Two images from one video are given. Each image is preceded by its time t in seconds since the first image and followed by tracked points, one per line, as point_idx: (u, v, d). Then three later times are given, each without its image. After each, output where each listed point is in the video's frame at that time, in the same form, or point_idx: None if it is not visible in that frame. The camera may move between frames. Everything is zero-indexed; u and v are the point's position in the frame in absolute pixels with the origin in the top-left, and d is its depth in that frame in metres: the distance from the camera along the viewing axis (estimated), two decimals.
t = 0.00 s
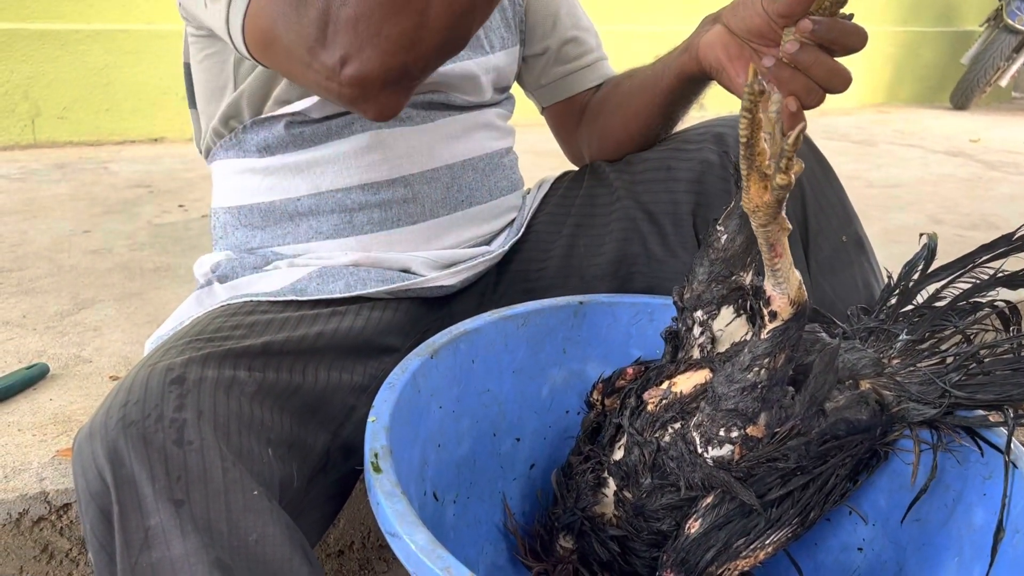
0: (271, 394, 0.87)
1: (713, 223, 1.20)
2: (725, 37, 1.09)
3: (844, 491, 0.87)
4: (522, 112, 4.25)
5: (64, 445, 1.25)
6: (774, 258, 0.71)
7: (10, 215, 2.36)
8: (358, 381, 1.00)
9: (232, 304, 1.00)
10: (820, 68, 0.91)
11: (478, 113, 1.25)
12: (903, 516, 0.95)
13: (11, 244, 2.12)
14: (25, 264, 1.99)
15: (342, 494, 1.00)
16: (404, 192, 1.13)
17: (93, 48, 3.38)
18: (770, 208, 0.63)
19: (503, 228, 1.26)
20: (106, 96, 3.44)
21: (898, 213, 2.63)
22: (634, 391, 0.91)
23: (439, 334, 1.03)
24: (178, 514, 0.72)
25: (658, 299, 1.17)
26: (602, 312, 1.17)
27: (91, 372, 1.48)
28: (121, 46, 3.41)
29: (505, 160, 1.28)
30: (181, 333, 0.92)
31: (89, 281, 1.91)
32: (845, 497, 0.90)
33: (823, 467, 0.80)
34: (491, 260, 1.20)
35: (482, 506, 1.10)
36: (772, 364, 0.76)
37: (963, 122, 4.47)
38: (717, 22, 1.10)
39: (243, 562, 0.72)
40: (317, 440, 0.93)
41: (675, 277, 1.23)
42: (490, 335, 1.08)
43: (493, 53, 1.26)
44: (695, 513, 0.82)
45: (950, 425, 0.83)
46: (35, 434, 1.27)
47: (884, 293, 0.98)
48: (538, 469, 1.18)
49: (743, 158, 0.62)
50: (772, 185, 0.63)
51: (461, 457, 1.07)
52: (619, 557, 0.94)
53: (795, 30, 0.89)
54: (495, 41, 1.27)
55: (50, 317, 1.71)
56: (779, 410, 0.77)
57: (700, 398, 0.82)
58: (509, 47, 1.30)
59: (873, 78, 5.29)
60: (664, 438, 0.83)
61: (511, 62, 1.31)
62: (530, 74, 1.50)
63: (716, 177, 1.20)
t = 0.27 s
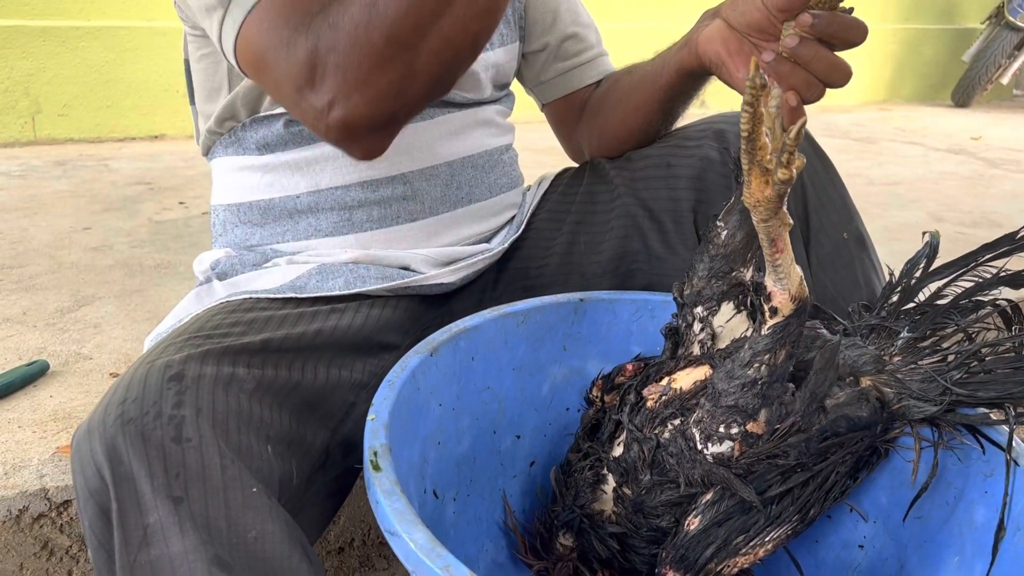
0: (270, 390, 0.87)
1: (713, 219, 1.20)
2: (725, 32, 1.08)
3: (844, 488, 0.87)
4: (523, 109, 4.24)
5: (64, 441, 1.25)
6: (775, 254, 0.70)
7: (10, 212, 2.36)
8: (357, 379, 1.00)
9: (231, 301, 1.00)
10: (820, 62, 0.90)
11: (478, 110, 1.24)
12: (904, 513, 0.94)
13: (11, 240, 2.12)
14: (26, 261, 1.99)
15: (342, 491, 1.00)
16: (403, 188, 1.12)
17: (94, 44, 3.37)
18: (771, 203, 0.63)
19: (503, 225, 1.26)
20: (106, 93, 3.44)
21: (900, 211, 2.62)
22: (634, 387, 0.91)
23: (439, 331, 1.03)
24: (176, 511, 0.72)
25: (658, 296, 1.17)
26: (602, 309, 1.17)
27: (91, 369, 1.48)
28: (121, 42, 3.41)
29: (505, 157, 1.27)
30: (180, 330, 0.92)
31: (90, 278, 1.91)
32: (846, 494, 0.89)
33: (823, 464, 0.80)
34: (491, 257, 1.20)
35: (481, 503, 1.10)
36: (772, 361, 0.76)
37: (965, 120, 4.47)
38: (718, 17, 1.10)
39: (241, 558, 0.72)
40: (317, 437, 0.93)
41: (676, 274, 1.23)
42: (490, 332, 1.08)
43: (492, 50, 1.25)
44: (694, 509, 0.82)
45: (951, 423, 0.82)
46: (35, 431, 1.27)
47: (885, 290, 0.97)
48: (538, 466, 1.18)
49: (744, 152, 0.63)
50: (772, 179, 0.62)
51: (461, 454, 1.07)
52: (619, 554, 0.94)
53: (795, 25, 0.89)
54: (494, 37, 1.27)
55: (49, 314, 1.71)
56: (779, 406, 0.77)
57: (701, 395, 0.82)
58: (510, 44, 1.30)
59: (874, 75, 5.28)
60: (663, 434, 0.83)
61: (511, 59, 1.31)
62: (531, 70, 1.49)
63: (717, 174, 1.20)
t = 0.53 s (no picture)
0: (271, 386, 0.87)
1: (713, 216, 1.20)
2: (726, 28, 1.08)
3: (845, 486, 0.86)
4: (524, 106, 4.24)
5: (64, 438, 1.25)
6: (774, 251, 0.70)
7: (10, 208, 2.36)
8: (359, 375, 1.00)
9: (232, 298, 1.00)
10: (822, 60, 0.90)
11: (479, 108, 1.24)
12: (904, 511, 0.94)
13: (12, 237, 2.12)
14: (26, 258, 1.99)
15: (343, 488, 1.00)
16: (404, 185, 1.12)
17: (95, 41, 3.37)
18: (769, 200, 0.63)
19: (505, 222, 1.26)
20: (106, 90, 3.44)
21: (901, 208, 2.62)
22: (635, 385, 0.91)
23: (440, 328, 1.03)
24: (177, 507, 0.72)
25: (659, 293, 1.17)
26: (602, 306, 1.17)
27: (92, 366, 1.48)
28: (122, 40, 3.41)
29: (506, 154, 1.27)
30: (181, 326, 0.92)
31: (91, 275, 1.91)
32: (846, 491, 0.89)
33: (823, 461, 0.80)
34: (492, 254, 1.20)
35: (482, 500, 1.10)
36: (772, 358, 0.76)
37: (966, 118, 4.47)
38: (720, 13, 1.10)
39: (242, 553, 0.72)
40: (318, 434, 0.93)
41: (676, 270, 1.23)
42: (490, 329, 1.08)
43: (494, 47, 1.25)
44: (695, 506, 0.82)
45: (951, 420, 0.83)
46: (35, 427, 1.27)
47: (886, 287, 0.97)
48: (538, 463, 1.18)
49: (742, 150, 0.62)
50: (771, 177, 0.63)
51: (462, 451, 1.07)
52: (619, 551, 0.94)
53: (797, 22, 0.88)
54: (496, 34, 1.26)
55: (50, 310, 1.71)
56: (779, 404, 0.77)
57: (701, 392, 0.82)
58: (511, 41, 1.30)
59: (875, 72, 5.27)
60: (664, 431, 0.83)
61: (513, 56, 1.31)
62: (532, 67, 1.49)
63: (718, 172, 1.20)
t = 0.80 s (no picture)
0: (271, 383, 0.87)
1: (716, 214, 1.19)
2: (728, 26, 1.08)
3: (846, 484, 0.86)
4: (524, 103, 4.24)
5: (65, 435, 1.25)
6: (775, 252, 0.70)
7: (10, 206, 2.36)
8: (359, 372, 1.00)
9: (231, 296, 1.00)
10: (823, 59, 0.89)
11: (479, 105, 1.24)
12: (905, 509, 0.94)
13: (12, 234, 2.12)
14: (26, 255, 2.00)
15: (343, 485, 1.00)
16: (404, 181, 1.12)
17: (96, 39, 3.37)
18: (770, 200, 0.63)
19: (505, 219, 1.26)
20: (106, 88, 3.44)
21: (901, 206, 2.62)
22: (636, 383, 0.91)
23: (441, 326, 1.03)
24: (178, 505, 0.72)
25: (660, 290, 1.17)
26: (603, 304, 1.17)
27: (92, 363, 1.48)
28: (122, 37, 3.41)
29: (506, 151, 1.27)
30: (181, 324, 0.92)
31: (92, 272, 1.91)
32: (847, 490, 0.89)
33: (823, 460, 0.80)
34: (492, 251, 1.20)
35: (482, 498, 1.10)
36: (772, 358, 0.76)
37: (967, 115, 4.46)
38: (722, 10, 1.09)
39: (242, 550, 0.72)
40: (318, 431, 0.93)
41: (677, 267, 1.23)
42: (490, 327, 1.07)
43: (493, 44, 1.25)
44: (695, 506, 0.82)
45: (952, 419, 0.83)
46: (36, 424, 1.27)
47: (886, 286, 0.97)
48: (539, 461, 1.18)
49: (743, 151, 0.62)
50: (772, 178, 0.63)
51: (462, 448, 1.06)
52: (620, 549, 0.94)
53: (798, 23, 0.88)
54: (495, 32, 1.26)
55: (50, 307, 1.71)
56: (779, 404, 0.77)
57: (702, 390, 0.82)
58: (511, 39, 1.30)
59: (876, 70, 5.26)
60: (664, 430, 0.83)
61: (512, 53, 1.30)
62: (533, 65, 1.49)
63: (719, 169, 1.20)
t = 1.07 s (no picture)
0: (272, 380, 0.87)
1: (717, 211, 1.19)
2: (731, 24, 1.08)
3: (846, 481, 0.86)
4: (525, 101, 4.24)
5: (66, 432, 1.25)
6: (773, 240, 0.70)
7: (11, 203, 2.37)
8: (359, 369, 1.00)
9: (232, 294, 1.00)
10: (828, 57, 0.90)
11: (480, 101, 1.24)
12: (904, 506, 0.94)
13: (12, 231, 2.13)
14: (27, 252, 2.00)
15: (344, 483, 1.00)
16: (405, 179, 1.12)
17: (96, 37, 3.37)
18: (769, 185, 0.63)
19: (506, 217, 1.26)
20: (107, 85, 3.44)
21: (902, 204, 2.62)
22: (635, 378, 0.91)
23: (441, 323, 1.03)
24: (179, 501, 0.72)
25: (659, 289, 1.17)
26: (603, 302, 1.17)
27: (93, 360, 1.48)
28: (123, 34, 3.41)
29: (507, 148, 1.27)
30: (182, 321, 0.92)
31: (92, 270, 1.91)
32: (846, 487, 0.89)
33: (822, 457, 0.80)
34: (493, 249, 1.20)
35: (482, 495, 1.10)
36: (771, 348, 0.76)
37: (967, 113, 4.46)
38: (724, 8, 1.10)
39: (243, 547, 0.72)
40: (318, 428, 0.93)
41: (679, 264, 1.22)
42: (491, 324, 1.08)
43: (494, 40, 1.25)
44: (693, 500, 0.82)
45: (951, 417, 0.83)
46: (37, 422, 1.27)
47: (886, 284, 0.97)
48: (539, 458, 1.18)
49: (742, 136, 0.62)
50: (770, 163, 0.63)
51: (462, 445, 1.06)
52: (619, 545, 0.94)
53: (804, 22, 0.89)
54: (496, 28, 1.26)
55: (50, 305, 1.71)
56: (778, 396, 0.77)
57: (702, 386, 0.82)
58: (512, 36, 1.29)
59: (876, 68, 5.26)
60: (663, 425, 0.83)
61: (513, 49, 1.30)
62: (535, 62, 1.49)
63: (721, 168, 1.20)
